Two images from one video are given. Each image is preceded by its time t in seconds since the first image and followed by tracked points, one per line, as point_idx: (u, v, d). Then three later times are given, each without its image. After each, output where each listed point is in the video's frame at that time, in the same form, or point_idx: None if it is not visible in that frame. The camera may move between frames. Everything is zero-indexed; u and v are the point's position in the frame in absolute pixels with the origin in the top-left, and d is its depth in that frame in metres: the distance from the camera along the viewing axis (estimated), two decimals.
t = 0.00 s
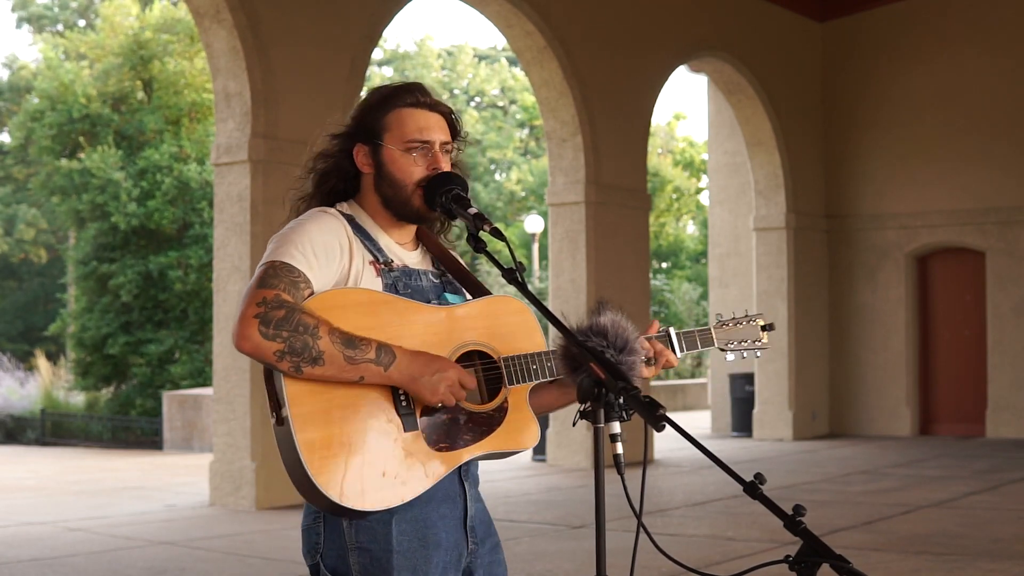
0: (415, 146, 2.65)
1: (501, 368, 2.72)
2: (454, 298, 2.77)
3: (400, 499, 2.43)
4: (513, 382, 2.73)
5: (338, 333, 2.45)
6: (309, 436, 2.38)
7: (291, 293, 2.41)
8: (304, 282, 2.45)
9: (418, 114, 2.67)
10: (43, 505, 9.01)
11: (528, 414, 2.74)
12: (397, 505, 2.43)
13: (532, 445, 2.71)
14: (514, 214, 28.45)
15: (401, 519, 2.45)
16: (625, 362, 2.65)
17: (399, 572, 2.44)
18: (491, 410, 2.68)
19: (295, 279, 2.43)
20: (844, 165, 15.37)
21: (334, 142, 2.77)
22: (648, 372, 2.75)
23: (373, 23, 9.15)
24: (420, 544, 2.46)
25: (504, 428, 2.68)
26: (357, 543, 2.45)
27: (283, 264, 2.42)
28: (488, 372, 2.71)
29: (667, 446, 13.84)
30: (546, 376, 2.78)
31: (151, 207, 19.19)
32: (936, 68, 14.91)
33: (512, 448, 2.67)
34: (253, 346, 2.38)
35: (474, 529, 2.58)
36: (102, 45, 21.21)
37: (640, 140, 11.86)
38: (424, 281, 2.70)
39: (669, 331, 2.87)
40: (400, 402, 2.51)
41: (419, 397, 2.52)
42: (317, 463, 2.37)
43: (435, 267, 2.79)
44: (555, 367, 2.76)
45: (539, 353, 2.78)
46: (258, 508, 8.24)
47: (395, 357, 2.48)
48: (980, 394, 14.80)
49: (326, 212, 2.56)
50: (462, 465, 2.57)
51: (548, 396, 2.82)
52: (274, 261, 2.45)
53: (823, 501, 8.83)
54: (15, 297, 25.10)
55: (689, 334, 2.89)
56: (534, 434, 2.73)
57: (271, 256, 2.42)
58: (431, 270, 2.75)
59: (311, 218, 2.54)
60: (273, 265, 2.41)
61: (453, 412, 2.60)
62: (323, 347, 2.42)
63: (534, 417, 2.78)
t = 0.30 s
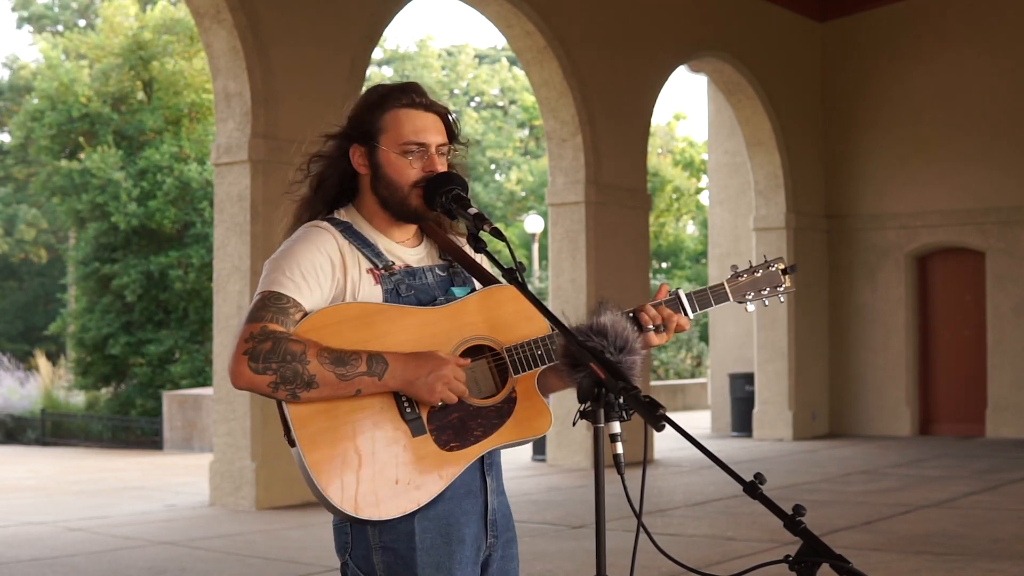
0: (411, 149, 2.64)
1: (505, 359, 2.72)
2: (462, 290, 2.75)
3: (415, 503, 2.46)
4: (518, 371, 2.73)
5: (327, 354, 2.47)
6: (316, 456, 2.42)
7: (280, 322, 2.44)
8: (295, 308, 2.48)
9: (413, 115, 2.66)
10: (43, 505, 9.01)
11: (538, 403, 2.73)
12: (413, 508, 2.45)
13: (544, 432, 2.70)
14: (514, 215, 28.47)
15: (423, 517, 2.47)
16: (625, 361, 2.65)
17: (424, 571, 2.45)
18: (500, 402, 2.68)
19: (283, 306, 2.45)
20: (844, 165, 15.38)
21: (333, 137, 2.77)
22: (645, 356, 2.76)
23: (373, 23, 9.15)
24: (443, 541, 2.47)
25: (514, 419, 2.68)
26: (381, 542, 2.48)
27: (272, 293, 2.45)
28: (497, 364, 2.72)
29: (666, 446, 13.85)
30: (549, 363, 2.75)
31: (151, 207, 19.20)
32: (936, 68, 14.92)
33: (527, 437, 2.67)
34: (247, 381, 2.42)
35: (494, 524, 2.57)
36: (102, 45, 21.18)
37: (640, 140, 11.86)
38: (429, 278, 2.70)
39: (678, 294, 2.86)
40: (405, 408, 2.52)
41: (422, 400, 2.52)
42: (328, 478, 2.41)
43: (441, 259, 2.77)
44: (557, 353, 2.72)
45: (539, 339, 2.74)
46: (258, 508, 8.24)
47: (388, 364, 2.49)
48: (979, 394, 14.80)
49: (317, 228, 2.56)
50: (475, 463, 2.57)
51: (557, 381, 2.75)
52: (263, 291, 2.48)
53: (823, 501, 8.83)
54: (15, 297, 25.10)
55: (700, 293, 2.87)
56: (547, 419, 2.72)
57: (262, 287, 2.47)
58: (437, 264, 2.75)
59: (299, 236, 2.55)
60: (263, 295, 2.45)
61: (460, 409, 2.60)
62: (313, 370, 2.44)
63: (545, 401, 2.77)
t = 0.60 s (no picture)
0: (418, 151, 2.66)
1: (506, 366, 2.71)
2: (464, 296, 2.74)
3: (411, 508, 2.46)
4: (518, 379, 2.72)
5: (330, 359, 2.47)
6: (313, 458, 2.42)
7: (284, 323, 2.45)
8: (299, 309, 2.48)
9: (422, 118, 2.68)
10: (43, 505, 9.01)
11: (536, 411, 2.74)
12: (410, 512, 2.46)
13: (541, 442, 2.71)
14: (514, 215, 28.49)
15: (418, 520, 2.48)
16: (625, 362, 2.65)
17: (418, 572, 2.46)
18: (498, 409, 2.68)
19: (288, 307, 2.46)
20: (843, 165, 15.39)
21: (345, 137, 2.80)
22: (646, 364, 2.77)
23: (373, 23, 9.15)
24: (438, 545, 2.48)
25: (513, 428, 2.68)
26: (377, 545, 2.48)
27: (277, 292, 2.46)
28: (496, 372, 2.71)
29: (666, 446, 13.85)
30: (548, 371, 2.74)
31: (151, 207, 19.21)
32: (935, 68, 14.92)
33: (523, 446, 2.67)
34: (249, 380, 2.43)
35: (491, 527, 2.58)
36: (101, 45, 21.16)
37: (640, 140, 11.86)
38: (430, 282, 2.70)
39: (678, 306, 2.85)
40: (405, 415, 2.52)
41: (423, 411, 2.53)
42: (325, 482, 2.41)
43: (443, 263, 2.76)
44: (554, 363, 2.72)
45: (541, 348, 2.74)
46: (258, 508, 8.25)
47: (390, 373, 2.49)
48: (980, 394, 14.80)
49: (321, 229, 2.58)
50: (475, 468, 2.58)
51: (556, 388, 2.80)
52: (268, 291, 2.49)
53: (823, 501, 8.83)
54: (15, 297, 25.09)
55: (700, 306, 2.86)
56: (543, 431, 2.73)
57: (266, 286, 2.47)
58: (438, 269, 2.74)
59: (304, 238, 2.56)
60: (268, 294, 2.46)
61: (458, 416, 2.60)
62: (316, 374, 2.45)
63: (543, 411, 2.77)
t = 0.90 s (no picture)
0: (411, 152, 2.64)
1: (505, 361, 2.72)
2: (461, 292, 2.76)
3: (406, 496, 2.46)
4: (517, 374, 2.73)
5: (339, 335, 2.46)
6: (315, 436, 2.42)
7: (293, 298, 2.44)
8: (307, 285, 2.47)
9: (410, 117, 2.66)
10: (43, 505, 9.01)
11: (533, 406, 2.74)
12: (402, 501, 2.45)
13: (539, 437, 2.72)
14: (514, 215, 28.44)
15: (405, 514, 2.47)
16: (625, 362, 2.65)
17: (402, 567, 2.45)
18: (498, 402, 2.69)
19: (297, 283, 2.45)
20: (843, 165, 15.39)
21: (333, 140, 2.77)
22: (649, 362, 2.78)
23: (373, 23, 9.15)
24: (424, 539, 2.47)
25: (509, 421, 2.69)
26: (362, 537, 2.46)
27: (286, 267, 2.45)
28: (494, 366, 2.72)
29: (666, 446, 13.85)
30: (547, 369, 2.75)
31: (150, 207, 19.20)
32: (935, 67, 14.92)
33: (518, 441, 2.68)
34: (256, 351, 2.41)
35: (472, 525, 2.59)
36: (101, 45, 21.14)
37: (640, 140, 11.86)
38: (430, 277, 2.70)
39: (675, 315, 2.87)
40: (406, 399, 2.52)
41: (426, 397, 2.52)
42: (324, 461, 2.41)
43: (441, 260, 2.78)
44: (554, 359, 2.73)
45: (540, 344, 2.75)
46: (258, 508, 8.25)
47: (397, 356, 2.49)
48: (979, 394, 14.80)
49: (328, 213, 2.57)
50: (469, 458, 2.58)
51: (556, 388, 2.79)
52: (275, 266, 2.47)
53: (823, 501, 8.83)
54: (15, 297, 25.09)
55: (694, 319, 2.89)
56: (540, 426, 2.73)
57: (273, 261, 2.45)
58: (436, 265, 2.75)
59: (311, 219, 2.55)
60: (276, 270, 2.44)
61: (459, 406, 2.60)
62: (325, 350, 2.43)
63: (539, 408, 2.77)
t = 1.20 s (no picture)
0: (420, 144, 2.65)
1: (500, 368, 2.74)
2: (450, 297, 2.77)
3: (400, 497, 2.45)
4: (512, 382, 2.75)
5: (344, 333, 2.45)
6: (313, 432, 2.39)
7: (296, 292, 2.41)
8: (308, 280, 2.45)
9: (425, 111, 2.68)
10: (43, 505, 9.01)
11: (525, 416, 2.76)
12: (396, 501, 2.45)
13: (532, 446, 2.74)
14: (514, 215, 28.41)
15: (398, 515, 2.46)
16: (624, 362, 2.65)
17: (395, 569, 2.44)
18: (491, 410, 2.70)
19: (298, 278, 2.42)
20: (843, 164, 15.39)
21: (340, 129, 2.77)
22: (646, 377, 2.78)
23: (373, 23, 9.15)
24: (416, 541, 2.47)
25: (500, 429, 2.70)
26: (354, 539, 2.45)
27: (286, 263, 2.42)
28: (485, 373, 2.73)
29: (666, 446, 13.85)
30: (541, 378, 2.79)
31: (150, 207, 19.19)
32: (936, 67, 14.92)
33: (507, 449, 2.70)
34: (261, 346, 2.38)
35: (464, 527, 2.59)
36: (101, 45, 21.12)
37: (640, 140, 11.86)
38: (423, 279, 2.71)
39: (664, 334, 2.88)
40: (403, 399, 2.52)
41: (423, 395, 2.53)
42: (320, 459, 2.38)
43: (431, 265, 2.79)
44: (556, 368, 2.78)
45: (538, 355, 2.79)
46: (258, 508, 8.25)
47: (401, 354, 2.50)
48: (979, 394, 14.81)
49: (325, 210, 2.55)
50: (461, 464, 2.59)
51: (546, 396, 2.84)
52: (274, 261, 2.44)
53: (823, 501, 8.83)
54: (15, 297, 25.09)
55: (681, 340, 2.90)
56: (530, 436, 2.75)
57: (273, 257, 2.42)
58: (427, 269, 2.76)
59: (311, 213, 2.53)
60: (276, 265, 2.41)
61: (454, 410, 2.62)
62: (330, 347, 2.42)
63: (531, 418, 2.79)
